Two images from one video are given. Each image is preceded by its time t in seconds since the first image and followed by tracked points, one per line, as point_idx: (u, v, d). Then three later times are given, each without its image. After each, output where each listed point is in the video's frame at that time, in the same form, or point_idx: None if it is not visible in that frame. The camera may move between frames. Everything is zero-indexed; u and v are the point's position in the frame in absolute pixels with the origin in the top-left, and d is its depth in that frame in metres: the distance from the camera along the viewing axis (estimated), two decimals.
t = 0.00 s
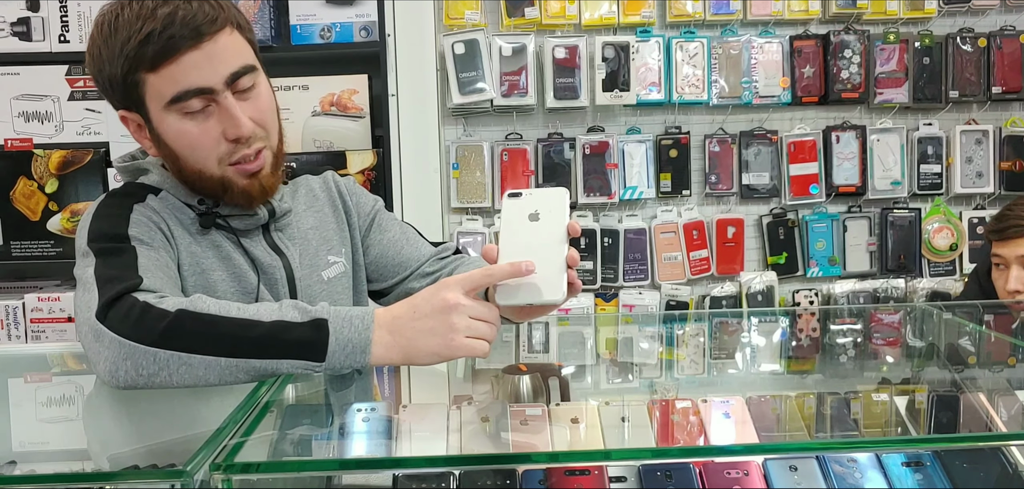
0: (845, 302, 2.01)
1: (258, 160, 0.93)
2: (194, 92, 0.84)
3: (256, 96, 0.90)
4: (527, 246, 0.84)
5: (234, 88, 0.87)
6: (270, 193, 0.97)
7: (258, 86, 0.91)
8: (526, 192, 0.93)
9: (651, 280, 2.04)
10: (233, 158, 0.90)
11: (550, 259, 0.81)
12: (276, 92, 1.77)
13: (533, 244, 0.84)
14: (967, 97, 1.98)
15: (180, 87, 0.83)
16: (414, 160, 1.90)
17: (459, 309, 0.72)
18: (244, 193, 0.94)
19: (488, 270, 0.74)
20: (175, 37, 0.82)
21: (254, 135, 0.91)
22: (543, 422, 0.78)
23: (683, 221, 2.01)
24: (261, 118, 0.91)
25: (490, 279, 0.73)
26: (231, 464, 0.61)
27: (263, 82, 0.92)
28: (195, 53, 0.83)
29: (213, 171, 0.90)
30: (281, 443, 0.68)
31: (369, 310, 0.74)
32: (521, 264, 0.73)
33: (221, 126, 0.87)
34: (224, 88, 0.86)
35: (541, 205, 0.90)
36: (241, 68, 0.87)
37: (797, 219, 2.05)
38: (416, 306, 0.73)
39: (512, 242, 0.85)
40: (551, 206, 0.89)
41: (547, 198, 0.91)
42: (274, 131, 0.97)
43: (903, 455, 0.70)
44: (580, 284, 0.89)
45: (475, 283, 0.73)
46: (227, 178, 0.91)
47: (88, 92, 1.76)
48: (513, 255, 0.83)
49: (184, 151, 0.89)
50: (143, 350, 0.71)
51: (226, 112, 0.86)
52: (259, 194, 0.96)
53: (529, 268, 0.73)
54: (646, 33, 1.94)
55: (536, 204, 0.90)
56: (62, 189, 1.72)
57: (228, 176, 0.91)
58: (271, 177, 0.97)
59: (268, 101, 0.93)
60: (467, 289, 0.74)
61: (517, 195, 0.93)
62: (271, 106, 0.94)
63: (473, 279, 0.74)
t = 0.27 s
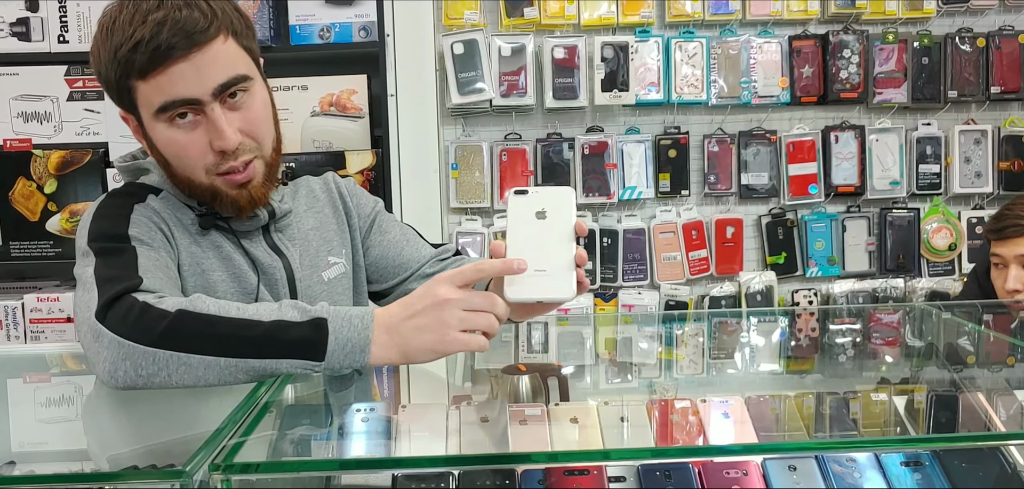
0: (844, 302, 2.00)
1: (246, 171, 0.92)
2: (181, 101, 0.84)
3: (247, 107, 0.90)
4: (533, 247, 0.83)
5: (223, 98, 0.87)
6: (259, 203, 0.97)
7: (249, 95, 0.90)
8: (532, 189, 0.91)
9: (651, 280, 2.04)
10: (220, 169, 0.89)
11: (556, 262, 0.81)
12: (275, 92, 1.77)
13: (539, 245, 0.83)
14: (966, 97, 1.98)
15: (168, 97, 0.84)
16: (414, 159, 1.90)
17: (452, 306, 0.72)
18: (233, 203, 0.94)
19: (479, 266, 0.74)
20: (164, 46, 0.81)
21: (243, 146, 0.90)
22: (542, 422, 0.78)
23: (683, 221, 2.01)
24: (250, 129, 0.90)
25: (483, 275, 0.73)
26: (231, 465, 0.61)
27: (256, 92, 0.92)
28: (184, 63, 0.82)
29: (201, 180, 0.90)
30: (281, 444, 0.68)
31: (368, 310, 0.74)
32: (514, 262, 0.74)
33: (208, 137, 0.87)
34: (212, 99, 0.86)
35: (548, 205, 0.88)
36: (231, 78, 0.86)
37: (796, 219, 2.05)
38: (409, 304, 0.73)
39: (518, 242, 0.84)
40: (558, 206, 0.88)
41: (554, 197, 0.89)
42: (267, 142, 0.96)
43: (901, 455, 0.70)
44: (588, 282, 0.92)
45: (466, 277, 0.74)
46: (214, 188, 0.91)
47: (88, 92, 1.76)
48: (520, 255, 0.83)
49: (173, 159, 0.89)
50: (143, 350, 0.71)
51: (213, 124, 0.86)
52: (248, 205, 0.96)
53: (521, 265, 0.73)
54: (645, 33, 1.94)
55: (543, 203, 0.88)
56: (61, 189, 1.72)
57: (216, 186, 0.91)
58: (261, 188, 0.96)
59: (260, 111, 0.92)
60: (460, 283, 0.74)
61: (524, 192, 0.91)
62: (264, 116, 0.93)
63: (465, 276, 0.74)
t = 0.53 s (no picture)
0: (842, 302, 1.99)
1: (241, 167, 0.92)
2: (177, 94, 0.84)
3: (243, 103, 0.90)
4: (536, 245, 0.83)
5: (219, 92, 0.87)
6: (254, 201, 0.96)
7: (245, 91, 0.90)
8: (532, 189, 0.91)
9: (650, 280, 2.04)
10: (214, 164, 0.89)
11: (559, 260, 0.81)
12: (273, 92, 1.77)
13: (541, 243, 0.83)
14: (964, 97, 1.98)
15: (164, 89, 0.84)
16: (412, 159, 1.90)
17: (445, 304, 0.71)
18: (226, 200, 0.93)
19: (467, 280, 0.69)
20: (161, 37, 0.81)
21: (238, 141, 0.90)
22: (540, 422, 0.78)
23: (681, 220, 2.01)
24: (246, 125, 0.90)
25: (468, 269, 0.72)
26: (228, 465, 0.61)
27: (252, 88, 0.92)
28: (180, 55, 0.83)
29: (195, 176, 0.90)
30: (279, 444, 0.68)
31: (365, 308, 0.74)
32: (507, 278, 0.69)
33: (203, 130, 0.86)
34: (207, 92, 0.86)
35: (548, 204, 0.89)
36: (227, 72, 0.86)
37: (795, 219, 2.05)
38: (402, 302, 0.72)
39: (521, 241, 0.84)
40: (558, 205, 0.89)
41: (554, 197, 0.90)
42: (262, 139, 0.96)
43: (900, 454, 0.70)
44: (590, 282, 0.92)
45: (453, 273, 0.72)
46: (208, 184, 0.90)
47: (85, 92, 1.76)
48: (522, 254, 0.82)
49: (168, 154, 0.88)
50: (140, 350, 0.71)
51: (208, 117, 0.86)
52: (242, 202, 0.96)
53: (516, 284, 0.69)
54: (644, 33, 1.94)
55: (543, 202, 0.89)
56: (59, 189, 1.72)
57: (210, 182, 0.90)
58: (256, 185, 0.95)
59: (256, 107, 0.92)
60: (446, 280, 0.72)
61: (522, 192, 0.91)
62: (259, 114, 0.93)
63: (453, 293, 0.69)
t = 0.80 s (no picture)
0: (842, 300, 2.00)
1: (240, 160, 0.92)
2: (177, 85, 0.84)
3: (243, 96, 0.90)
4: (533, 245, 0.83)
5: (219, 85, 0.87)
6: (253, 195, 0.96)
7: (245, 84, 0.90)
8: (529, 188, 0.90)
9: (649, 279, 2.04)
10: (214, 156, 0.89)
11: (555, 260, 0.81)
12: (272, 91, 1.76)
13: (538, 242, 0.83)
14: (962, 95, 1.98)
15: (164, 81, 0.84)
16: (411, 159, 1.90)
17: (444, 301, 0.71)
18: (226, 194, 0.93)
19: (471, 278, 0.68)
20: (161, 29, 0.82)
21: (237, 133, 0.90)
22: (538, 420, 0.78)
23: (680, 219, 2.01)
24: (245, 117, 0.90)
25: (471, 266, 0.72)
26: (226, 464, 0.61)
27: (252, 82, 0.92)
28: (180, 46, 0.83)
29: (195, 169, 0.89)
30: (277, 443, 0.68)
31: (363, 307, 0.74)
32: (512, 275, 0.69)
33: (202, 122, 0.86)
34: (207, 84, 0.86)
35: (546, 203, 0.89)
36: (227, 64, 0.86)
37: (794, 218, 2.05)
38: (402, 299, 0.72)
39: (517, 241, 0.84)
40: (556, 204, 0.88)
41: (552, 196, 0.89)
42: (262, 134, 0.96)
43: (898, 453, 0.70)
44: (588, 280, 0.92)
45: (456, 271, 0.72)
46: (208, 177, 0.90)
47: (84, 92, 1.76)
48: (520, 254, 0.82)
49: (167, 146, 0.88)
50: (138, 349, 0.71)
51: (207, 109, 0.86)
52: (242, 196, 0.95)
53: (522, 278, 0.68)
54: (642, 32, 1.94)
55: (541, 201, 0.89)
56: (57, 189, 1.72)
57: (210, 175, 0.90)
58: (255, 180, 0.95)
59: (255, 101, 0.92)
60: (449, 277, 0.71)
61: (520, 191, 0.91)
62: (259, 108, 0.93)
63: (458, 290, 0.69)
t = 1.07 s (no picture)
0: (841, 299, 2.00)
1: (241, 158, 0.92)
2: (178, 83, 0.84)
3: (244, 94, 0.90)
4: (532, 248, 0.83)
5: (220, 83, 0.87)
6: (254, 193, 0.96)
7: (246, 82, 0.90)
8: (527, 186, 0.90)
9: (648, 278, 2.04)
10: (215, 154, 0.89)
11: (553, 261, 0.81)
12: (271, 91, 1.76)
13: (537, 244, 0.83)
14: (962, 94, 1.98)
15: (165, 79, 0.84)
16: (410, 158, 1.90)
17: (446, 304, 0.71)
18: (227, 193, 0.93)
19: (486, 292, 0.70)
20: (163, 27, 0.82)
21: (238, 131, 0.90)
22: (538, 420, 0.78)
23: (680, 219, 2.01)
24: (246, 115, 0.90)
25: (481, 278, 0.71)
26: (226, 464, 0.61)
27: (253, 79, 0.92)
28: (181, 44, 0.83)
29: (196, 166, 0.90)
30: (277, 442, 0.68)
31: (363, 307, 0.74)
32: (523, 292, 0.71)
33: (203, 120, 0.86)
34: (208, 82, 0.86)
35: (545, 202, 0.88)
36: (228, 62, 0.87)
37: (793, 217, 2.05)
38: (404, 301, 0.73)
39: (516, 243, 0.84)
40: (555, 203, 0.88)
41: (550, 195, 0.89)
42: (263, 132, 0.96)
43: (898, 452, 0.70)
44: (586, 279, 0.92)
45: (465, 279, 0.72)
46: (209, 175, 0.90)
47: (83, 91, 1.76)
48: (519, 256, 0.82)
49: (169, 144, 0.88)
50: (138, 349, 0.71)
51: (209, 107, 0.86)
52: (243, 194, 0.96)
53: (532, 300, 0.71)
54: (642, 31, 1.94)
55: (539, 200, 0.88)
56: (57, 188, 1.72)
57: (211, 173, 0.90)
58: (256, 178, 0.95)
59: (257, 99, 0.92)
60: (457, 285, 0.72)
61: (519, 189, 0.90)
62: (260, 106, 0.93)
63: (468, 300, 0.70)
